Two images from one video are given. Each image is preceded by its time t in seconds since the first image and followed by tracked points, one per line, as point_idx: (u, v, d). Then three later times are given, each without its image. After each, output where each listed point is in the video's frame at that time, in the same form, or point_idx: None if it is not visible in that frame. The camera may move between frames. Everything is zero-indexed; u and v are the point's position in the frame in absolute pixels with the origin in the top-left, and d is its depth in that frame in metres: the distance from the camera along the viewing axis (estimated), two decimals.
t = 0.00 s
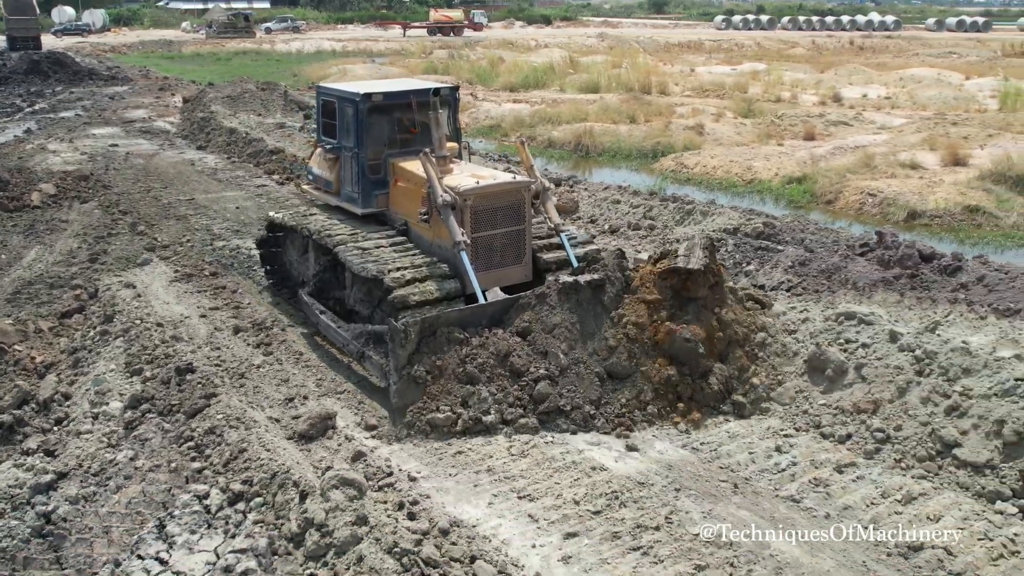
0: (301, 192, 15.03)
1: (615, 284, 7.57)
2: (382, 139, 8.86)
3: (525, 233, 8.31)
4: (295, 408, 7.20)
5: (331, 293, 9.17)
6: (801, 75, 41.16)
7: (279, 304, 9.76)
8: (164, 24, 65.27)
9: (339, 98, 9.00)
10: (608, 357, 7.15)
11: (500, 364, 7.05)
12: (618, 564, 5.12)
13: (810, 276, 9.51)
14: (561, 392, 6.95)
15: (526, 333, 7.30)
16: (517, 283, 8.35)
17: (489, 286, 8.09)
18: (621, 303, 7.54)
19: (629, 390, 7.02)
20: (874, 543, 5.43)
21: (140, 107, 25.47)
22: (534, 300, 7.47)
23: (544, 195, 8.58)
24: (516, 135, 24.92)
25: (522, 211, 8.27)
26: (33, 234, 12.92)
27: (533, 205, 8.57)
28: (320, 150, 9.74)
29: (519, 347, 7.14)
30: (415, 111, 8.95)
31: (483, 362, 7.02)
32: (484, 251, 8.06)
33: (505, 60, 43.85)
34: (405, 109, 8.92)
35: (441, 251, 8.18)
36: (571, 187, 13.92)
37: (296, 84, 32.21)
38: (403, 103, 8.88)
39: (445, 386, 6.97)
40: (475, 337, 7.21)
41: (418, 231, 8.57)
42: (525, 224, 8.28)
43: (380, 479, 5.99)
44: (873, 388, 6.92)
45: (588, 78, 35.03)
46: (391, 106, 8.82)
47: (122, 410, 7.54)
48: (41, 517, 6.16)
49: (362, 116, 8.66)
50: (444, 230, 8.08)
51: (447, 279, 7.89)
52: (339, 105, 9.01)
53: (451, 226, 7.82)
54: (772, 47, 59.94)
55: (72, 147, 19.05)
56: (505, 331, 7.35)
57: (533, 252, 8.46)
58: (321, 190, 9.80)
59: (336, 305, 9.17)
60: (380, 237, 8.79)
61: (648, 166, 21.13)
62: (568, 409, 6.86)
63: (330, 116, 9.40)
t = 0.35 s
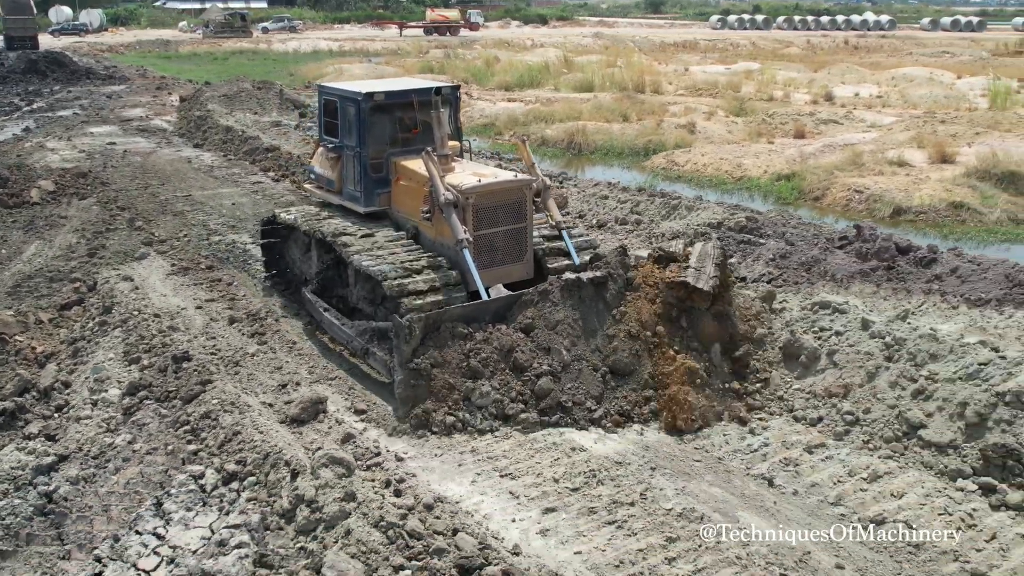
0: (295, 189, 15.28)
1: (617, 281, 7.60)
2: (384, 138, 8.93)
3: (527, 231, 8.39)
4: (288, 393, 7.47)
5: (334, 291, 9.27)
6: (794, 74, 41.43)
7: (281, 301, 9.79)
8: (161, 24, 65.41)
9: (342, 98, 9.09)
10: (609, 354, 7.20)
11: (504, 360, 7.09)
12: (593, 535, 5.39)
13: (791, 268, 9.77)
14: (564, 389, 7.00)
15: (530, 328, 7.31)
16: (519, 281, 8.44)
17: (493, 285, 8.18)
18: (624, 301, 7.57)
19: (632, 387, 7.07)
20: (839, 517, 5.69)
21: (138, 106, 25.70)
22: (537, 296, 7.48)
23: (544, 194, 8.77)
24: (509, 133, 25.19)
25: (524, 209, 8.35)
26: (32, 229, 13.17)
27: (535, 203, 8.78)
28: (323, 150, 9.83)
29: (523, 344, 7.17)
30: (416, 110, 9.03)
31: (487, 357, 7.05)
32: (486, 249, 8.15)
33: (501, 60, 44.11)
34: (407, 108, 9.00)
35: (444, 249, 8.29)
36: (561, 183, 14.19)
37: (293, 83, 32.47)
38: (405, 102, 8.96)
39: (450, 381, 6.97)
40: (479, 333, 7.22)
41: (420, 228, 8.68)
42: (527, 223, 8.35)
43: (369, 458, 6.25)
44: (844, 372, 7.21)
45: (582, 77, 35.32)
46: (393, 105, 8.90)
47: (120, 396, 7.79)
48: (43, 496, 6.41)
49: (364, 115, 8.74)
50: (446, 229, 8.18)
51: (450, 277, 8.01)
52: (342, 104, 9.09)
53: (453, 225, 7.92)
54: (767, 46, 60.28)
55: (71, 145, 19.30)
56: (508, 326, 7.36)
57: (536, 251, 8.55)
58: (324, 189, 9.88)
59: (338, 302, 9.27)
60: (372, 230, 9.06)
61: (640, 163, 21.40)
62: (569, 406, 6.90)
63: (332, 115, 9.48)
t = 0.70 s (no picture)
0: (291, 186, 15.54)
1: (619, 279, 7.56)
2: (387, 137, 9.00)
3: (529, 229, 8.32)
4: (281, 379, 7.75)
5: (337, 289, 9.41)
6: (787, 74, 41.72)
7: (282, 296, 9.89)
8: (158, 24, 65.53)
9: (344, 97, 9.16)
10: (611, 350, 7.20)
11: (507, 355, 7.11)
12: (571, 510, 5.65)
13: (772, 261, 10.02)
14: (566, 385, 7.00)
15: (532, 324, 7.29)
16: (521, 279, 8.38)
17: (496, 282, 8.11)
18: (626, 298, 7.53)
19: (634, 382, 7.05)
20: (807, 494, 5.94)
21: (135, 105, 25.95)
22: (540, 293, 7.45)
23: (545, 193, 8.53)
24: (503, 132, 25.44)
25: (526, 206, 8.29)
26: (32, 225, 13.42)
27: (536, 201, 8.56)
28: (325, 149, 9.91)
29: (526, 339, 7.17)
30: (418, 109, 9.10)
31: (489, 352, 7.06)
32: (489, 247, 8.09)
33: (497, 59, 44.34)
34: (409, 107, 9.07)
35: (446, 247, 8.21)
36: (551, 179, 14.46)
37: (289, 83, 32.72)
38: (407, 101, 9.03)
39: (453, 376, 7.00)
40: (482, 328, 7.23)
41: (422, 227, 8.60)
42: (529, 220, 8.29)
43: (359, 440, 6.52)
44: (817, 358, 7.50)
45: (576, 77, 35.61)
46: (395, 105, 8.98)
47: (119, 383, 8.04)
48: (45, 477, 6.66)
49: (367, 114, 8.82)
50: (450, 227, 8.11)
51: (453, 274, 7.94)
52: (345, 104, 9.16)
53: (456, 223, 7.85)
54: (761, 46, 60.60)
55: (69, 144, 19.54)
56: (511, 322, 7.36)
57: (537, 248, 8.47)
58: (325, 187, 9.95)
59: (340, 299, 9.42)
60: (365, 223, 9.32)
61: (632, 161, 21.65)
62: (570, 402, 6.91)
63: (335, 115, 9.54)
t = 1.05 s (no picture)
0: (286, 183, 15.79)
1: (618, 276, 7.74)
2: (388, 136, 9.04)
3: (530, 227, 8.45)
4: (274, 366, 8.03)
5: (339, 286, 9.61)
6: (781, 73, 41.99)
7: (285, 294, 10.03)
8: (155, 24, 65.62)
9: (346, 96, 9.20)
10: (611, 346, 7.39)
11: (509, 349, 7.23)
12: (549, 486, 5.92)
13: (754, 254, 10.29)
14: (567, 380, 7.17)
15: (534, 320, 7.44)
16: (522, 275, 8.51)
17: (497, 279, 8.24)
18: (626, 295, 7.74)
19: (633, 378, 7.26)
20: (776, 471, 6.20)
21: (132, 104, 26.17)
22: (541, 289, 7.59)
23: (546, 190, 8.73)
24: (497, 130, 25.70)
25: (528, 205, 8.41)
26: (31, 221, 13.67)
27: (537, 199, 8.72)
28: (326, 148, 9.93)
29: (528, 334, 7.32)
30: (419, 108, 9.14)
31: (492, 345, 7.18)
32: (490, 244, 8.23)
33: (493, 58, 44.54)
34: (409, 106, 9.11)
35: (448, 244, 8.35)
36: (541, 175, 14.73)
37: (285, 82, 32.93)
38: (408, 100, 9.07)
39: (456, 369, 7.10)
40: (484, 322, 7.35)
41: (423, 224, 8.74)
42: (530, 218, 8.42)
43: (348, 422, 6.80)
44: (791, 344, 7.78)
45: (571, 76, 35.87)
46: (396, 104, 9.02)
47: (117, 370, 8.30)
48: (46, 459, 6.91)
49: (368, 112, 8.88)
50: (451, 224, 8.25)
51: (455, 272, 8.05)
52: (346, 103, 9.21)
53: (457, 221, 7.99)
54: (756, 45, 60.87)
55: (67, 142, 19.79)
56: (512, 316, 7.49)
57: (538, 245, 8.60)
58: (327, 186, 9.97)
59: (342, 297, 9.61)
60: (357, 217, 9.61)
61: (624, 159, 21.90)
62: (570, 398, 7.07)
63: (336, 114, 9.55)
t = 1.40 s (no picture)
0: (280, 179, 16.06)
1: (617, 272, 7.83)
2: (388, 134, 9.14)
3: (530, 225, 8.51)
4: (265, 354, 8.31)
5: (340, 284, 9.64)
6: (773, 72, 42.33)
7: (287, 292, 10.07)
8: (152, 24, 65.78)
9: (346, 96, 9.30)
10: (610, 340, 7.46)
11: (508, 345, 7.34)
12: (527, 465, 6.20)
13: (734, 247, 10.57)
14: (566, 377, 7.22)
15: (534, 317, 7.54)
16: (522, 273, 8.57)
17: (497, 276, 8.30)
18: (625, 292, 7.82)
19: (631, 372, 7.32)
20: (744, 450, 6.49)
21: (128, 103, 26.38)
22: (541, 286, 7.71)
23: (545, 188, 8.84)
24: (490, 129, 25.98)
25: (526, 203, 8.46)
26: (29, 217, 13.91)
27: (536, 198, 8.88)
28: (327, 147, 10.02)
29: (528, 330, 7.41)
30: (419, 107, 9.24)
31: (491, 340, 7.30)
32: (490, 242, 8.28)
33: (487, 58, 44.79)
34: (409, 105, 9.21)
35: (448, 242, 8.40)
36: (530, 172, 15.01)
37: (280, 81, 33.19)
38: (408, 99, 9.17)
39: (456, 365, 7.19)
40: (484, 318, 7.46)
41: (423, 222, 8.80)
42: (530, 216, 8.48)
43: (336, 405, 7.09)
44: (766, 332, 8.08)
45: (564, 75, 36.15)
46: (396, 102, 9.12)
47: (114, 359, 8.56)
48: (46, 442, 7.17)
49: (368, 111, 8.97)
50: (451, 223, 8.30)
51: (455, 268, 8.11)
52: (346, 102, 9.31)
53: (457, 220, 8.04)
54: (750, 45, 61.21)
55: (64, 140, 20.03)
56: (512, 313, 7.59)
57: (538, 243, 8.66)
58: (329, 185, 10.08)
59: (344, 294, 9.63)
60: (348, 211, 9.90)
61: (615, 157, 22.17)
62: (568, 392, 7.13)
63: (336, 113, 9.66)
